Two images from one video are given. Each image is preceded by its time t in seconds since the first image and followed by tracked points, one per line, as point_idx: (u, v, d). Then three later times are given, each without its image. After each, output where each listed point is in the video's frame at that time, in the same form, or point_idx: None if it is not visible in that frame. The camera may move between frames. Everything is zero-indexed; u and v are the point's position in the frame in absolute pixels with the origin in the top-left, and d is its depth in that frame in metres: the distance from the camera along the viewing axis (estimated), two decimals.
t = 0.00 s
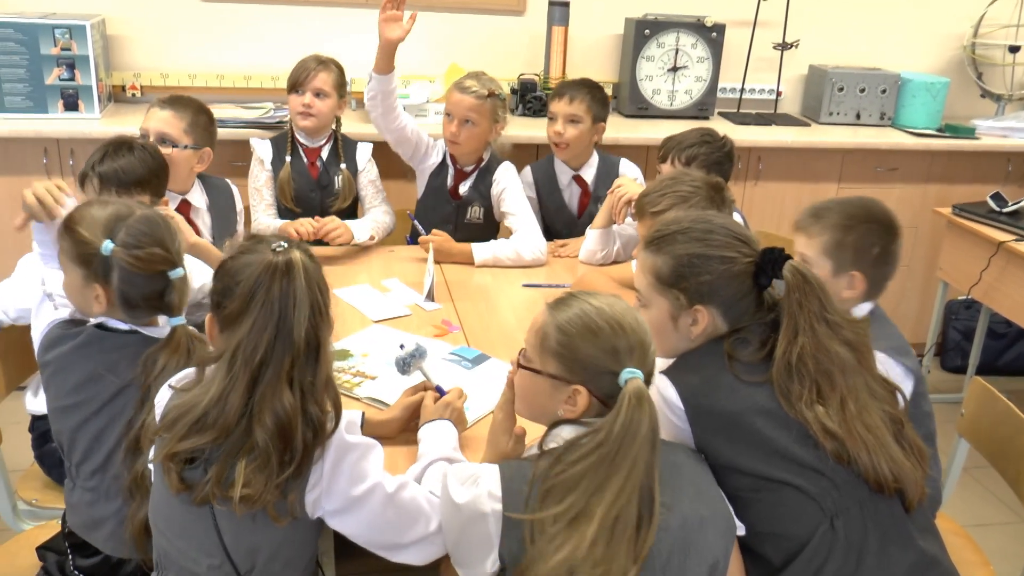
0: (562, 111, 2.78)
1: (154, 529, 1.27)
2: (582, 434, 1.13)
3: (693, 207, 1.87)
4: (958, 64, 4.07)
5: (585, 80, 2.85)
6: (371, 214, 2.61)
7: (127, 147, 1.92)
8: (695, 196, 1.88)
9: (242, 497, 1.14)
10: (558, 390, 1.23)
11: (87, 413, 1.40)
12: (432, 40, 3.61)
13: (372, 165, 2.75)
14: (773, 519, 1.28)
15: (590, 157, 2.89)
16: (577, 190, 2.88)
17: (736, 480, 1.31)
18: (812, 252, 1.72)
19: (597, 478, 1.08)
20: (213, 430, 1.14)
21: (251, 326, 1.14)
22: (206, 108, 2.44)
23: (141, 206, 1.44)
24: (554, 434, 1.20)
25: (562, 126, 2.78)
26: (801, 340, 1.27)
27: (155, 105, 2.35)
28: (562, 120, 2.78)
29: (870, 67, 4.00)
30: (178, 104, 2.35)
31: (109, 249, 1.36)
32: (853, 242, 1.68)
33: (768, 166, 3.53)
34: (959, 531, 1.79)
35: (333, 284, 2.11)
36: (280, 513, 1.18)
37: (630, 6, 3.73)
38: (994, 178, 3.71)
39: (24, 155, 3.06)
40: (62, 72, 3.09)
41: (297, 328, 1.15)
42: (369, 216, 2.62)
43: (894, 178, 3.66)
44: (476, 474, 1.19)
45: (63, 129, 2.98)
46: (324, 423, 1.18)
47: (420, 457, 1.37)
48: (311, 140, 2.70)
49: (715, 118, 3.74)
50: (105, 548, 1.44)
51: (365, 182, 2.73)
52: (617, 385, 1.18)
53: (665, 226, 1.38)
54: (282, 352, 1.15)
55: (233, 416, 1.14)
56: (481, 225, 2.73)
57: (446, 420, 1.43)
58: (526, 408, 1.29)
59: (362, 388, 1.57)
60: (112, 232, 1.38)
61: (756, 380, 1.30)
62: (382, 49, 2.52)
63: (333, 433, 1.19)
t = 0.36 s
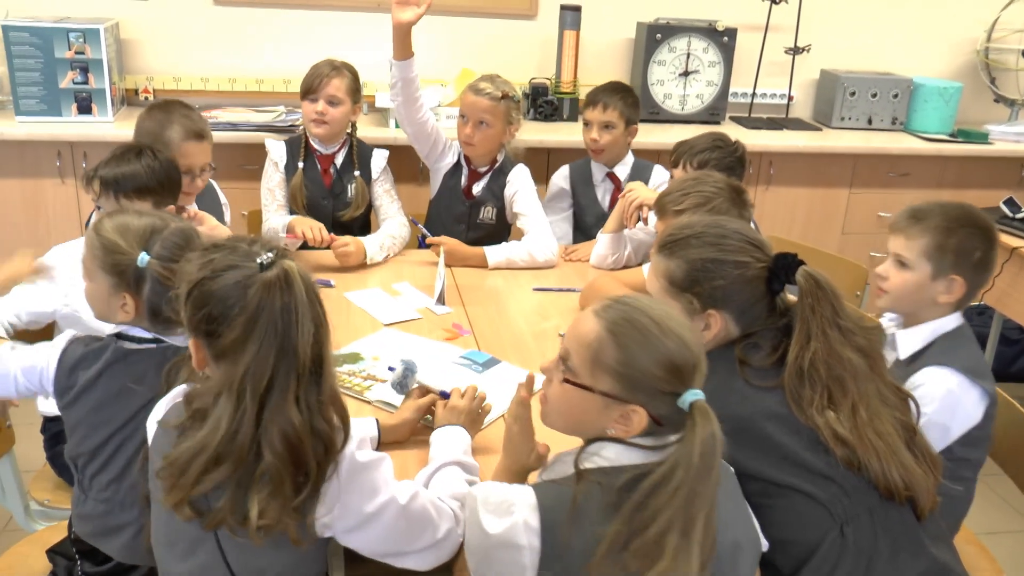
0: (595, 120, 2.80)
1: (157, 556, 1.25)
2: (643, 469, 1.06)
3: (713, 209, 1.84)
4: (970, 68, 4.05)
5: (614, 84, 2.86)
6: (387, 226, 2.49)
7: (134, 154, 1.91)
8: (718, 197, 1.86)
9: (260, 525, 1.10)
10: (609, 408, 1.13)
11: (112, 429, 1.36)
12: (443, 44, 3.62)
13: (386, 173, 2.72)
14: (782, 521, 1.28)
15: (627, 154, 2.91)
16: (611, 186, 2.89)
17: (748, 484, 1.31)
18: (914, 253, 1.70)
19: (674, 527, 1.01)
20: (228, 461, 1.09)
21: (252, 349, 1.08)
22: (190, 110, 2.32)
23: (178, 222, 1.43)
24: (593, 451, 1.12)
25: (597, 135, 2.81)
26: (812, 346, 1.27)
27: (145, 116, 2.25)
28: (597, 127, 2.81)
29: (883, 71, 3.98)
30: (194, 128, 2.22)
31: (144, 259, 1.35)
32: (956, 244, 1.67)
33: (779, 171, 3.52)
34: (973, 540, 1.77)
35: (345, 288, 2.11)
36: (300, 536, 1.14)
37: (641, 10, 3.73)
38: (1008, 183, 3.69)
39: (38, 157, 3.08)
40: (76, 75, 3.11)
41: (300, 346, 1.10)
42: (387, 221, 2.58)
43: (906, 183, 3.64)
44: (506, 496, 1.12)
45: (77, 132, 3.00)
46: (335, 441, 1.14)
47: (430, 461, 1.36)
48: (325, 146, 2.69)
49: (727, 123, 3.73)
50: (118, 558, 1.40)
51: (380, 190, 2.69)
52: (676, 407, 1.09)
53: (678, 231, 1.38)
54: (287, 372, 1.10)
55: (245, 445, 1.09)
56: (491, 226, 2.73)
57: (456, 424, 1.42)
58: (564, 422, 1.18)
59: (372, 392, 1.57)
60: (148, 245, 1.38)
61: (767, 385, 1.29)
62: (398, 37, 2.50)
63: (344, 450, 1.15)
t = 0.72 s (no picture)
0: (618, 125, 2.82)
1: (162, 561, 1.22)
2: (719, 530, 1.04)
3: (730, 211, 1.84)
4: (986, 72, 4.02)
5: (637, 87, 2.87)
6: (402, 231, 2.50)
7: (154, 159, 1.92)
8: (734, 198, 1.85)
9: (299, 541, 1.10)
10: (676, 461, 1.07)
11: (116, 429, 1.36)
12: (456, 47, 3.63)
13: (398, 180, 2.74)
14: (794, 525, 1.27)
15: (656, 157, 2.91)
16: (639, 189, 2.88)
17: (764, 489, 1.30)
18: (953, 254, 1.70)
19: None
20: (259, 486, 1.08)
21: (258, 365, 1.08)
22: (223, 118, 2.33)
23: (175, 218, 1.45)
24: (648, 492, 1.08)
25: (622, 140, 2.83)
26: (834, 350, 1.27)
27: (179, 123, 2.24)
28: (621, 133, 2.83)
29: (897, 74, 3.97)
30: (234, 143, 2.25)
31: (142, 251, 1.36)
32: (998, 248, 1.66)
33: (793, 174, 3.50)
34: (990, 548, 1.75)
35: (357, 290, 2.11)
36: (335, 542, 1.15)
37: (654, 13, 3.72)
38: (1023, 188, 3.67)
39: (53, 159, 3.10)
40: (91, 78, 3.13)
41: (303, 353, 1.09)
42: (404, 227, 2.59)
43: (921, 187, 3.62)
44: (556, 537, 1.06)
45: (93, 134, 3.02)
46: (349, 442, 1.14)
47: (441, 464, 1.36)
48: (334, 153, 2.68)
49: (740, 126, 3.72)
50: (128, 560, 1.39)
51: (393, 197, 2.71)
52: (750, 450, 1.05)
53: (703, 231, 1.40)
54: (296, 382, 1.09)
55: (269, 466, 1.08)
56: (504, 227, 2.73)
57: (468, 426, 1.42)
58: (625, 467, 1.11)
59: (385, 394, 1.57)
60: (146, 236, 1.39)
61: (785, 389, 1.30)
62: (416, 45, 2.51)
63: (358, 451, 1.16)
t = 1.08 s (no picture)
0: (619, 130, 2.78)
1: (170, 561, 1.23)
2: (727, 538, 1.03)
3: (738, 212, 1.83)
4: (998, 73, 4.00)
5: (641, 92, 2.83)
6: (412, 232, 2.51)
7: (169, 166, 1.93)
8: (743, 200, 1.85)
9: (295, 547, 1.10)
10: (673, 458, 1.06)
11: (101, 422, 1.34)
12: (465, 49, 3.63)
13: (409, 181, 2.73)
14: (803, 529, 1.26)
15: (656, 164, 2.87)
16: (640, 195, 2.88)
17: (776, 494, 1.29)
18: (953, 256, 1.68)
19: None
20: (255, 492, 1.08)
21: (259, 370, 1.08)
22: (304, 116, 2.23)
23: (160, 202, 1.44)
24: (654, 498, 1.06)
25: (623, 145, 2.79)
26: (872, 354, 1.25)
27: (258, 118, 2.17)
28: (621, 138, 2.79)
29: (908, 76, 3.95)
30: (297, 138, 2.13)
31: (119, 236, 1.35)
32: (999, 250, 1.64)
33: (802, 176, 3.49)
34: (999, 551, 1.74)
35: (365, 291, 2.12)
36: (334, 550, 1.15)
37: (665, 14, 3.72)
38: None
39: (65, 160, 3.11)
40: (103, 79, 3.15)
41: (304, 362, 1.09)
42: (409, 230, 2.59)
43: (931, 189, 3.60)
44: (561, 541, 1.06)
45: (104, 135, 3.03)
46: (350, 453, 1.14)
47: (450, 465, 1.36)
48: (345, 154, 2.68)
49: (750, 128, 3.71)
50: (120, 563, 1.38)
51: (404, 199, 2.69)
52: (749, 460, 1.02)
53: (755, 221, 1.40)
54: (295, 390, 1.09)
55: (266, 472, 1.08)
56: (515, 226, 2.75)
57: (473, 427, 1.42)
58: (620, 453, 1.12)
59: (394, 395, 1.57)
60: (126, 221, 1.37)
61: (809, 388, 1.28)
62: (449, 113, 2.48)
63: (361, 462, 1.15)
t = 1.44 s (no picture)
0: (599, 130, 2.72)
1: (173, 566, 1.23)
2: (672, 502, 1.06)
3: (742, 213, 1.82)
4: (1004, 75, 3.99)
5: (620, 85, 2.74)
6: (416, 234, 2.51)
7: (176, 178, 1.83)
8: (748, 200, 1.84)
9: (296, 549, 1.10)
10: (631, 406, 1.13)
11: (81, 431, 1.33)
12: (471, 50, 3.63)
13: (417, 181, 2.74)
14: (813, 527, 1.27)
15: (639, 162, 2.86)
16: (631, 197, 2.88)
17: (795, 493, 1.28)
18: (943, 253, 1.67)
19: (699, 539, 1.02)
20: (259, 492, 1.09)
21: (265, 369, 1.08)
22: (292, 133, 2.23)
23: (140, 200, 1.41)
24: (623, 468, 1.13)
25: (603, 144, 2.74)
26: (908, 356, 1.24)
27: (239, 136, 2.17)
28: (601, 137, 2.73)
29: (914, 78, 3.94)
30: (275, 147, 2.12)
31: (95, 234, 1.34)
32: (989, 248, 1.63)
33: (807, 178, 3.48)
34: (1006, 555, 1.74)
35: (370, 292, 2.12)
36: (335, 553, 1.14)
37: (670, 16, 3.71)
38: None
39: (70, 161, 3.12)
40: (108, 80, 3.15)
41: (310, 364, 1.09)
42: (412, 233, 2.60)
43: (937, 192, 3.59)
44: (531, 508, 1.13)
45: (110, 137, 3.04)
46: (355, 460, 1.13)
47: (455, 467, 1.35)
48: (354, 155, 2.69)
49: (755, 129, 3.71)
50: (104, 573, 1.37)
51: (412, 199, 2.70)
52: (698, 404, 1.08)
53: (796, 208, 1.33)
54: (300, 392, 1.09)
55: (270, 472, 1.09)
56: (520, 227, 2.75)
57: (476, 429, 1.42)
58: (592, 423, 1.20)
59: (398, 396, 1.57)
60: (104, 219, 1.36)
61: (841, 385, 1.26)
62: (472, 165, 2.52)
63: (365, 471, 1.14)
